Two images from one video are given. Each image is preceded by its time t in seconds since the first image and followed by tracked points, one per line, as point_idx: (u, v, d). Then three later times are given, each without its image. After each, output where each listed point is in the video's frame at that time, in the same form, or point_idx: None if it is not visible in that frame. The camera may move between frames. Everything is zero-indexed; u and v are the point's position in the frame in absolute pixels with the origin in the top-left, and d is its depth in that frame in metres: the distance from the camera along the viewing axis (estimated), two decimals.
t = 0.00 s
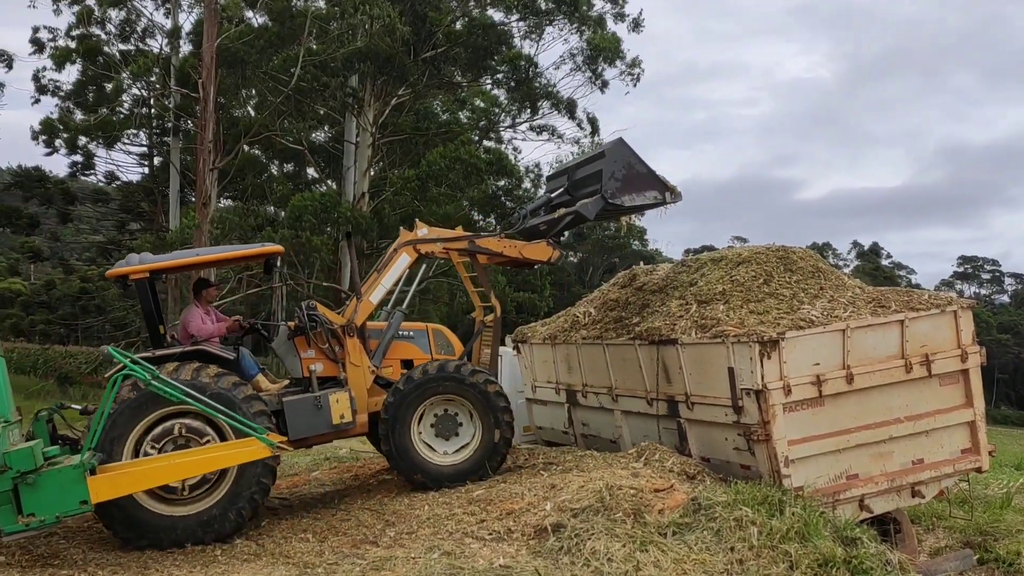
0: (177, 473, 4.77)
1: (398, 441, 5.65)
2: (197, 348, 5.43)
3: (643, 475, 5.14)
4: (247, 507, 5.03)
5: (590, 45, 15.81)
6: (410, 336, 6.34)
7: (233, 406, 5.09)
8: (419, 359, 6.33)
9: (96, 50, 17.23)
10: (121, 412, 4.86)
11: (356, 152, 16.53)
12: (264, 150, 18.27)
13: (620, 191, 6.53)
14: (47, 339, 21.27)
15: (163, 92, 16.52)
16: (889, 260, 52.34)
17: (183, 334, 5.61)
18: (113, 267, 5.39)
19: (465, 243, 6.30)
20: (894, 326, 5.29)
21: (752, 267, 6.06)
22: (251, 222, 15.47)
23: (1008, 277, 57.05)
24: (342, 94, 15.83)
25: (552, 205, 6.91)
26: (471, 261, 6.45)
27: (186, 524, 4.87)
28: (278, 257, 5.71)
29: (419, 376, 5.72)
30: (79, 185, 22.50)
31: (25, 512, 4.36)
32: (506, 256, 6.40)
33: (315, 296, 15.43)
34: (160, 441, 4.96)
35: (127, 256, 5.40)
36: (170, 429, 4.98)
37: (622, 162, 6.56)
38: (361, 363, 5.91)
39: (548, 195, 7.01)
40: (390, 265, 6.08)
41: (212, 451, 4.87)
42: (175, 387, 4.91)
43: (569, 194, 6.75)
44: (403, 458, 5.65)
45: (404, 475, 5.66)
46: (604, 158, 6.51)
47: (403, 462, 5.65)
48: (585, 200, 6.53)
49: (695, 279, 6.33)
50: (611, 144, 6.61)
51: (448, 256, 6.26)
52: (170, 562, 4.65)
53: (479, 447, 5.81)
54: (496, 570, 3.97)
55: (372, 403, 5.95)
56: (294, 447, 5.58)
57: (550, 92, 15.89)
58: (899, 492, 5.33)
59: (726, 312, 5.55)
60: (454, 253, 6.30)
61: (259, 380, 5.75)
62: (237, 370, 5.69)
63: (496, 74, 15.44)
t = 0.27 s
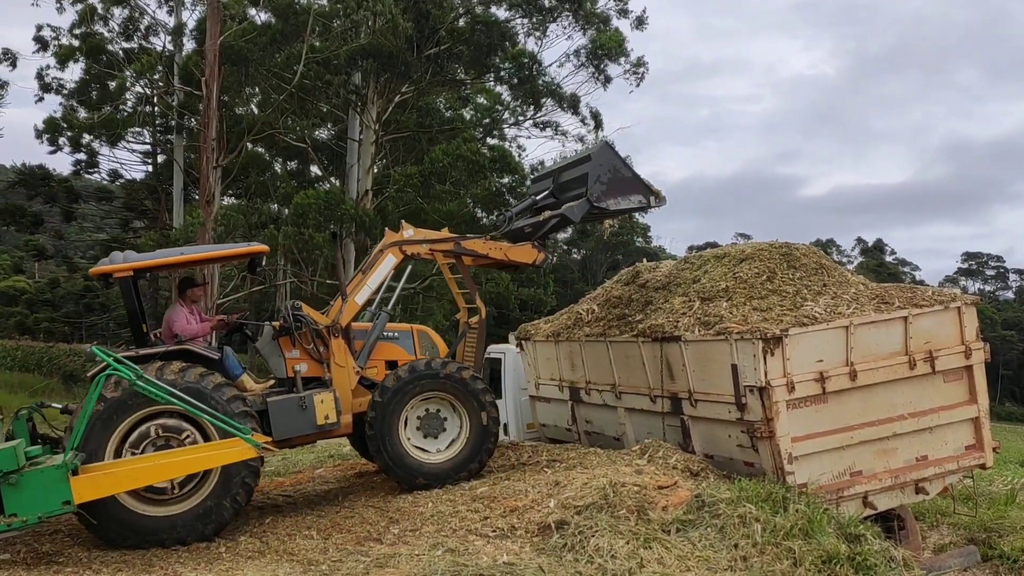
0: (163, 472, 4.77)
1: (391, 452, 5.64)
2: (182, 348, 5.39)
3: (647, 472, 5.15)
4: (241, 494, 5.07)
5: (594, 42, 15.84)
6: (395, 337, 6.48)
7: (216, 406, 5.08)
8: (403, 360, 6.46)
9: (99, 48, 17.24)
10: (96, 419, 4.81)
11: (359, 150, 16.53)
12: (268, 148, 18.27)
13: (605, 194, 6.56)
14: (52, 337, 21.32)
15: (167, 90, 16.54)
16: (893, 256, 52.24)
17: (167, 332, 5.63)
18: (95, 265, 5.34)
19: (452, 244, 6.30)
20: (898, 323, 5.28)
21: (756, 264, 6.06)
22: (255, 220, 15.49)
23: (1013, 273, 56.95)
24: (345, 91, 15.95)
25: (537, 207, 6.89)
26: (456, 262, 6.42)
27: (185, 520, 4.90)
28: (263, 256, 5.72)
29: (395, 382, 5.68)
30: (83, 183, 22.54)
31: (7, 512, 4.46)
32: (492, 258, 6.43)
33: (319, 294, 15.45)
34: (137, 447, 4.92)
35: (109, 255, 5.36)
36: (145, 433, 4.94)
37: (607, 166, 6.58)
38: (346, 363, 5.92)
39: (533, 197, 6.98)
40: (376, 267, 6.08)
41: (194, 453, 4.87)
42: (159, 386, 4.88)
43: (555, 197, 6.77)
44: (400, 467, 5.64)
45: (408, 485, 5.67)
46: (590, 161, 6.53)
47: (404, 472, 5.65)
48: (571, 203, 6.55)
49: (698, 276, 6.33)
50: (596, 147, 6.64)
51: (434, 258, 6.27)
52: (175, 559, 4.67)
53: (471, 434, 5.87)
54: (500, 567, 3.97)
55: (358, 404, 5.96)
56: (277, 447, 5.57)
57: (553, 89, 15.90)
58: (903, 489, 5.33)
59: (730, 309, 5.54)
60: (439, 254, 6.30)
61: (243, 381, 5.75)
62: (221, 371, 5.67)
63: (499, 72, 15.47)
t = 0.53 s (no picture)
0: (150, 473, 4.77)
1: (389, 463, 5.63)
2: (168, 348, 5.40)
3: (650, 471, 5.15)
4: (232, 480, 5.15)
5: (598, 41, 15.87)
6: (381, 341, 6.43)
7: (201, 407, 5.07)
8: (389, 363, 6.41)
9: (102, 49, 17.25)
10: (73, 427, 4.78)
11: (362, 149, 16.54)
12: (271, 148, 18.29)
13: (593, 202, 6.51)
14: (55, 337, 21.35)
15: (169, 90, 16.56)
16: (897, 255, 52.10)
17: (152, 332, 5.59)
18: (81, 264, 5.36)
19: (439, 249, 6.40)
20: (901, 320, 5.28)
21: (758, 262, 6.05)
22: (257, 220, 15.50)
23: (1017, 271, 56.83)
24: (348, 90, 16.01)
25: (525, 214, 6.87)
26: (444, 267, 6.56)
27: (181, 514, 4.95)
28: (251, 257, 5.76)
29: (375, 395, 5.64)
30: (86, 183, 22.58)
31: None
32: (479, 263, 6.50)
33: (321, 293, 15.47)
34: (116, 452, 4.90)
35: (96, 254, 5.37)
36: (122, 438, 4.92)
37: (595, 174, 6.53)
38: (331, 366, 5.95)
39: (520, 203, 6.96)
40: (363, 270, 6.19)
41: (176, 453, 4.86)
42: (144, 387, 4.86)
43: (543, 204, 6.74)
44: (401, 475, 5.65)
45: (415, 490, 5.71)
46: (579, 169, 6.49)
47: (408, 482, 5.67)
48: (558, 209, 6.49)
49: (701, 275, 6.33)
50: (585, 155, 6.58)
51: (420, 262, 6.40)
52: (178, 558, 4.68)
53: (462, 422, 5.93)
54: (503, 567, 3.97)
55: (343, 407, 6.02)
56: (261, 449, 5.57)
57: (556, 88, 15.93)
58: (906, 487, 5.33)
59: (732, 308, 5.54)
60: (426, 258, 6.43)
61: (229, 382, 5.73)
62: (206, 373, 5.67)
63: (501, 70, 15.30)
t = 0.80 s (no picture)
0: (135, 471, 4.78)
1: (389, 470, 5.64)
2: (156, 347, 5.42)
3: (652, 470, 5.15)
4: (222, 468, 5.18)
5: (603, 41, 15.95)
6: (370, 342, 6.42)
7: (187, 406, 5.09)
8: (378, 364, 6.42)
9: (105, 48, 17.27)
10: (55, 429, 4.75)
11: (365, 149, 16.51)
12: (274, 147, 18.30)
13: (583, 204, 6.62)
14: (58, 337, 21.38)
15: (172, 89, 16.58)
16: (900, 254, 52.04)
17: (139, 331, 5.63)
18: (69, 261, 5.37)
19: (429, 250, 6.44)
20: (904, 320, 5.27)
21: (761, 261, 6.05)
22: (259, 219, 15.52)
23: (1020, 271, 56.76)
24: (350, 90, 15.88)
25: (515, 216, 6.82)
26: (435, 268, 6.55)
27: (175, 508, 4.98)
28: (240, 257, 5.81)
29: (362, 408, 5.62)
30: (89, 183, 22.59)
31: None
32: (469, 265, 6.53)
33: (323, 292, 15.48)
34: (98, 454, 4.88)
35: (84, 251, 5.39)
36: (101, 443, 4.90)
37: (586, 176, 6.64)
38: (320, 367, 5.94)
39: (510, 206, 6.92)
40: (353, 271, 6.23)
41: (159, 452, 4.86)
42: (127, 385, 4.88)
43: (534, 206, 6.78)
44: (404, 480, 5.66)
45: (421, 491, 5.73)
46: (570, 171, 6.59)
47: (414, 483, 5.68)
48: (549, 211, 6.60)
49: (704, 274, 6.33)
50: (576, 157, 6.68)
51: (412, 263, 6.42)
52: (180, 557, 4.69)
53: (451, 414, 5.95)
54: (506, 565, 3.97)
55: (332, 407, 6.01)
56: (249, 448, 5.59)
57: (559, 88, 15.97)
58: (909, 486, 5.32)
59: (735, 307, 5.54)
60: (417, 259, 6.46)
61: (216, 382, 5.75)
62: (194, 372, 5.67)
63: (505, 69, 15.40)
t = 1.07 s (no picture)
0: (126, 468, 4.80)
1: (392, 473, 5.65)
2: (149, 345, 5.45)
3: (654, 468, 5.15)
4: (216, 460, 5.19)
5: (605, 40, 15.99)
6: (364, 342, 6.50)
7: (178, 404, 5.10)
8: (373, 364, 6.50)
9: (108, 47, 17.30)
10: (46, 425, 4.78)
11: (367, 148, 16.46)
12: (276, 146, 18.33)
13: (581, 206, 6.61)
14: (61, 336, 21.42)
15: (175, 88, 16.61)
16: (903, 253, 51.96)
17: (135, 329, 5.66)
18: (63, 259, 5.37)
19: (425, 250, 6.50)
20: (905, 318, 5.27)
21: (763, 260, 6.06)
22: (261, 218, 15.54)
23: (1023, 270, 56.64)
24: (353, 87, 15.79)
25: (513, 216, 6.87)
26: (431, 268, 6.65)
27: (172, 501, 5.00)
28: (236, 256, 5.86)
29: (359, 415, 5.61)
30: (92, 182, 22.61)
31: None
32: (465, 265, 6.60)
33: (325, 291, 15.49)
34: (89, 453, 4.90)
35: (78, 249, 5.39)
36: (91, 443, 4.90)
37: (583, 177, 6.63)
38: (314, 367, 5.95)
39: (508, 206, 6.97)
40: (348, 271, 6.21)
41: (150, 451, 4.89)
42: (115, 383, 4.89)
43: (531, 207, 6.78)
44: (408, 481, 5.67)
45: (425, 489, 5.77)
46: (567, 172, 6.58)
47: (419, 483, 5.70)
48: (546, 212, 6.59)
49: (706, 273, 6.33)
50: (574, 159, 6.68)
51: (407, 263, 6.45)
52: (183, 554, 4.71)
53: (445, 410, 5.97)
54: (507, 562, 3.99)
55: (326, 407, 5.98)
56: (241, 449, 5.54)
57: (562, 87, 16.02)
58: (911, 484, 5.33)
59: (737, 305, 5.54)
60: (413, 259, 6.50)
61: (209, 381, 5.75)
62: (187, 369, 5.71)
63: (507, 69, 15.42)
